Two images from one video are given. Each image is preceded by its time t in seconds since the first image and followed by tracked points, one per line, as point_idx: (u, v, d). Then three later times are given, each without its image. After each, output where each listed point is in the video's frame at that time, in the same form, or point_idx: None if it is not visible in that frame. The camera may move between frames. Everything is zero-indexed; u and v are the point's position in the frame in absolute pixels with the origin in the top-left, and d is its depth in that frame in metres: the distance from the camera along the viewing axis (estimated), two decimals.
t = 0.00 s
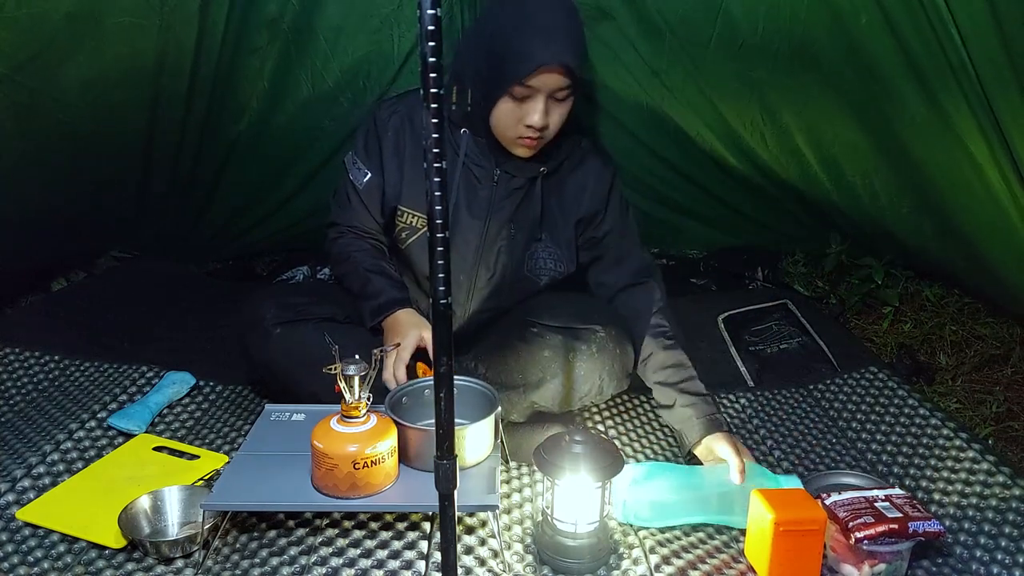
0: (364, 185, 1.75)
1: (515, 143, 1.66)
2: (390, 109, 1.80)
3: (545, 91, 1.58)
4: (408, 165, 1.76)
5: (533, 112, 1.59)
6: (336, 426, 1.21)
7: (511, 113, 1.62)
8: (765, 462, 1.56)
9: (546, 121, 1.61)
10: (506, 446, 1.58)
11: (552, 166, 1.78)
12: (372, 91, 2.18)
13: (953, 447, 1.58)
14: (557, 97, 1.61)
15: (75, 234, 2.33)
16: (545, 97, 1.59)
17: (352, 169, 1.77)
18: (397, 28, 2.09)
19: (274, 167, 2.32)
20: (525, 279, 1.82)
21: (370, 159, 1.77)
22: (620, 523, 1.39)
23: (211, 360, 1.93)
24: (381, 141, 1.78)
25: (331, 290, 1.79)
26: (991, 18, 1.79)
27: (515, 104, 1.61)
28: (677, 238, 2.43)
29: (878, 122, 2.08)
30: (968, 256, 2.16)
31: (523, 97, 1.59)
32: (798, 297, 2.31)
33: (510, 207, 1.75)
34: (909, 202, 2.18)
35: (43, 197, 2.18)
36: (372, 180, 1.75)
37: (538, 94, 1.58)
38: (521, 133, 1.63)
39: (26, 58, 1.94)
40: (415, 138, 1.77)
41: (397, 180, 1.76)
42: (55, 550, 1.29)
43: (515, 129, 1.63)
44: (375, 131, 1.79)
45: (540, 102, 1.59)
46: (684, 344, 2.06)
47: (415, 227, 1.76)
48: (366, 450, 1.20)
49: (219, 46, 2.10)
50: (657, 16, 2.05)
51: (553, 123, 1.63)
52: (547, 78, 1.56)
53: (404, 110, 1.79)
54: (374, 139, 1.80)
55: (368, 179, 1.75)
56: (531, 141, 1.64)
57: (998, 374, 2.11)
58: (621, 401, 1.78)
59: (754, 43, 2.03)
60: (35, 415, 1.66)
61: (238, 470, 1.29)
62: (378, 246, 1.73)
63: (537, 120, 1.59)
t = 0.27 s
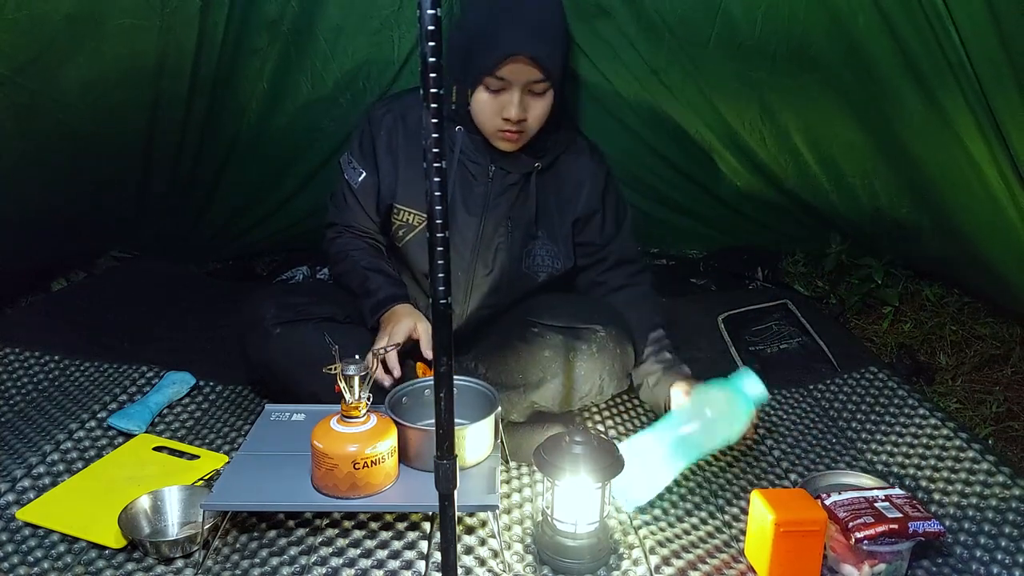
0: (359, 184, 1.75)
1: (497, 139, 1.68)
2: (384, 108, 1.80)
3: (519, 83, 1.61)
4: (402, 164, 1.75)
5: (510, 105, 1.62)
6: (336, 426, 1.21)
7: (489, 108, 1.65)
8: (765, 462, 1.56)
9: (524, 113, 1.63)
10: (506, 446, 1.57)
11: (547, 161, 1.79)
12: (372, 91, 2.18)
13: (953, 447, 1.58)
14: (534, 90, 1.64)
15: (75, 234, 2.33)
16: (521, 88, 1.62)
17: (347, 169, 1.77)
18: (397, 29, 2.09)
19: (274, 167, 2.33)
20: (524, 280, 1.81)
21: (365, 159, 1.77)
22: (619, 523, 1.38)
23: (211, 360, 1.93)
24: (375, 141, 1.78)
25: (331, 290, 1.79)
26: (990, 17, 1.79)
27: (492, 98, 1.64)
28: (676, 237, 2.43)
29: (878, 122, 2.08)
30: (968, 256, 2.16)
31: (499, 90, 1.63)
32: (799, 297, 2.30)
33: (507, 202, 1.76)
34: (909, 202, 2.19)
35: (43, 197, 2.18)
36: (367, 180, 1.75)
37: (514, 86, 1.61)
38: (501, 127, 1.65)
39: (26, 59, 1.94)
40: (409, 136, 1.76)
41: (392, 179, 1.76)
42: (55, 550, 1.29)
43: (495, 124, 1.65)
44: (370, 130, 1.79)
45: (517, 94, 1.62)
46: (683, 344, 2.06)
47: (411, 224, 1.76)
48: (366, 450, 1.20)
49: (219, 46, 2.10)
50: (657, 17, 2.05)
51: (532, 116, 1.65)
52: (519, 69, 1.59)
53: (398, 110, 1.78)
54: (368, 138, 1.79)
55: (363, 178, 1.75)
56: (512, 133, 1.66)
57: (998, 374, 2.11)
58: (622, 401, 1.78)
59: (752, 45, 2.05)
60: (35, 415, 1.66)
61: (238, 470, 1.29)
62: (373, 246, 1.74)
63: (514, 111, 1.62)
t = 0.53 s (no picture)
0: (358, 183, 1.77)
1: (485, 133, 1.69)
2: (380, 108, 1.83)
3: (499, 79, 1.61)
4: (400, 163, 1.77)
5: (493, 100, 1.62)
6: (336, 426, 1.21)
7: (473, 105, 1.66)
8: (765, 461, 1.56)
9: (507, 108, 1.63)
10: (505, 446, 1.55)
11: (541, 154, 1.80)
12: (372, 91, 2.18)
13: (953, 447, 1.58)
14: (517, 85, 1.63)
15: (75, 235, 2.33)
16: (501, 84, 1.62)
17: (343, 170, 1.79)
18: (397, 28, 2.09)
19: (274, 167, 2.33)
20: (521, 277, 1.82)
21: (362, 157, 1.79)
22: (619, 521, 1.39)
23: (211, 360, 1.93)
24: (372, 140, 1.80)
25: (331, 291, 1.79)
26: (989, 18, 1.79)
27: (475, 94, 1.65)
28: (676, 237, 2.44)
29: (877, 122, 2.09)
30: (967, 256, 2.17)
31: (481, 85, 1.63)
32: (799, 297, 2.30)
33: (502, 197, 1.76)
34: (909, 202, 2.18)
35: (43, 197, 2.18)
36: (365, 179, 1.77)
37: (494, 83, 1.61)
38: (487, 123, 1.66)
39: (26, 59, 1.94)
40: (405, 137, 1.78)
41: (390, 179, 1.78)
42: (55, 550, 1.29)
43: (479, 118, 1.66)
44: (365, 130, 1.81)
45: (499, 90, 1.62)
46: (683, 344, 2.06)
47: (411, 220, 1.78)
48: (366, 450, 1.20)
49: (219, 47, 2.10)
50: (657, 17, 2.06)
51: (516, 112, 1.65)
52: (497, 65, 1.59)
53: (393, 109, 1.81)
54: (363, 137, 1.81)
55: (361, 177, 1.77)
56: (498, 128, 1.67)
57: (998, 375, 2.10)
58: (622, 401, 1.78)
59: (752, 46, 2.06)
60: (35, 415, 1.66)
61: (238, 470, 1.29)
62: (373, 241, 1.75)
63: (495, 108, 1.62)
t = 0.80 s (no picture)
0: (365, 180, 1.76)
1: (465, 127, 1.69)
2: (374, 107, 1.83)
3: (475, 72, 1.61)
4: (399, 160, 1.78)
5: (471, 93, 1.62)
6: (336, 426, 1.21)
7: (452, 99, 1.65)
8: (765, 461, 1.56)
9: (485, 101, 1.63)
10: (505, 444, 1.54)
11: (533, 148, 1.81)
12: (372, 91, 2.19)
13: (953, 447, 1.58)
14: (494, 78, 1.63)
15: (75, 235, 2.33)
16: (479, 76, 1.61)
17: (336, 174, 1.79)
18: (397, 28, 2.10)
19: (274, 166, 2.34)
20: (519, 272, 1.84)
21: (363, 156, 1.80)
22: (620, 521, 1.39)
23: (211, 360, 1.94)
24: (370, 138, 1.80)
25: (331, 291, 1.79)
26: (989, 19, 1.79)
27: (452, 88, 1.64)
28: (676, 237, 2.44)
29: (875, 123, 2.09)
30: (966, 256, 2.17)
31: (459, 78, 1.63)
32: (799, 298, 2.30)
33: (495, 186, 1.80)
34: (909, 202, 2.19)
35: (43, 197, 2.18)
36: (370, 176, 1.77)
37: (471, 76, 1.61)
38: (468, 117, 1.65)
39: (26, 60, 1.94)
40: (401, 135, 1.79)
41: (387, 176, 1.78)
42: (55, 550, 1.29)
43: (458, 111, 1.65)
44: (361, 128, 1.82)
45: (477, 82, 1.61)
46: (683, 344, 2.06)
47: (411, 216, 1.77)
48: (366, 450, 1.20)
49: (220, 47, 2.10)
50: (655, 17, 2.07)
51: (495, 105, 1.65)
52: (472, 57, 1.58)
53: (388, 106, 1.82)
54: (360, 135, 1.82)
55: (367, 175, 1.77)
56: (479, 121, 1.66)
57: (998, 375, 2.10)
58: (622, 401, 1.78)
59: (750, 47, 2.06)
60: (35, 415, 1.66)
61: (238, 470, 1.29)
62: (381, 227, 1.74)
63: (474, 100, 1.61)
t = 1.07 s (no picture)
0: (345, 184, 1.78)
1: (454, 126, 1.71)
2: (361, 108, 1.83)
3: (457, 73, 1.62)
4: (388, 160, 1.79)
5: (455, 93, 1.64)
6: (336, 426, 1.21)
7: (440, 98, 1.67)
8: (765, 461, 1.56)
9: (469, 101, 1.65)
10: (505, 444, 1.54)
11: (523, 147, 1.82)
12: (372, 91, 2.19)
13: (953, 447, 1.58)
14: (478, 78, 1.64)
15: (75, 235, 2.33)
16: (462, 77, 1.63)
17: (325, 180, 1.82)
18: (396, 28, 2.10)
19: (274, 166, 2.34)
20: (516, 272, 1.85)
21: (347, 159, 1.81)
22: (619, 520, 1.39)
23: (211, 359, 1.94)
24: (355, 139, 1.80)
25: (331, 291, 1.79)
26: (989, 20, 1.79)
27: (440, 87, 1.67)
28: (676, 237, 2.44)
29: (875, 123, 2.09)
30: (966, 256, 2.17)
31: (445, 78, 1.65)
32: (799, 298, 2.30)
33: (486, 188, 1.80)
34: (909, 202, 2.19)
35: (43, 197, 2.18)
36: (352, 179, 1.78)
37: (454, 76, 1.63)
38: (454, 116, 1.68)
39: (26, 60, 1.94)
40: (389, 136, 1.79)
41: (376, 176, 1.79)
42: (55, 551, 1.29)
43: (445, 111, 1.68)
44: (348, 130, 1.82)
45: (461, 83, 1.63)
46: (683, 343, 2.06)
47: (399, 217, 1.79)
48: (366, 450, 1.20)
49: (219, 47, 2.10)
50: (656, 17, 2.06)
51: (481, 105, 1.66)
52: (454, 58, 1.60)
53: (374, 107, 1.81)
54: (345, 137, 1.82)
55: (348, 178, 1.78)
56: (464, 121, 1.68)
57: (998, 375, 2.10)
58: (622, 401, 1.78)
59: (749, 49, 2.05)
60: (35, 415, 1.66)
61: (238, 470, 1.29)
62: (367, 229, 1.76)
63: (456, 100, 1.64)
